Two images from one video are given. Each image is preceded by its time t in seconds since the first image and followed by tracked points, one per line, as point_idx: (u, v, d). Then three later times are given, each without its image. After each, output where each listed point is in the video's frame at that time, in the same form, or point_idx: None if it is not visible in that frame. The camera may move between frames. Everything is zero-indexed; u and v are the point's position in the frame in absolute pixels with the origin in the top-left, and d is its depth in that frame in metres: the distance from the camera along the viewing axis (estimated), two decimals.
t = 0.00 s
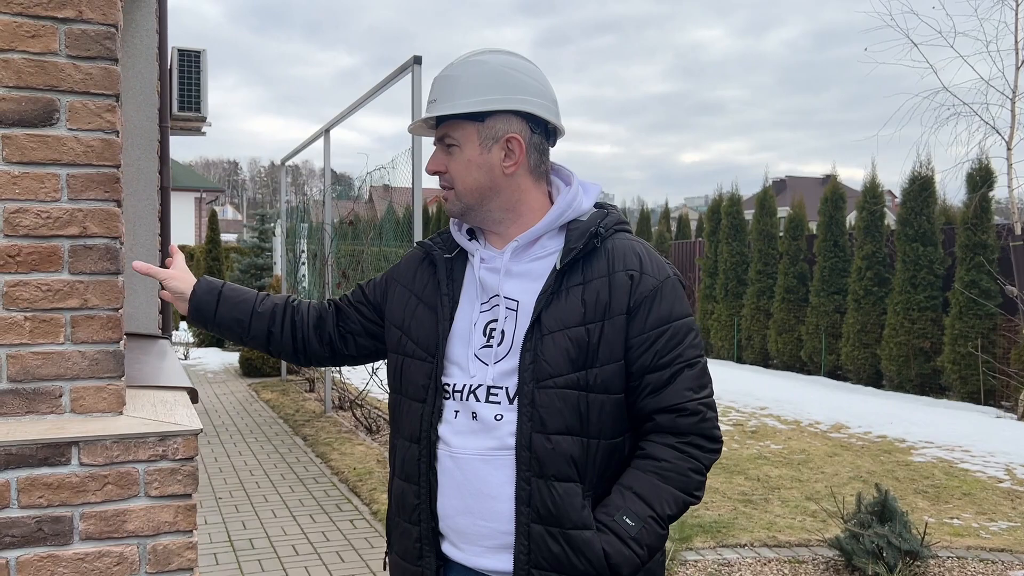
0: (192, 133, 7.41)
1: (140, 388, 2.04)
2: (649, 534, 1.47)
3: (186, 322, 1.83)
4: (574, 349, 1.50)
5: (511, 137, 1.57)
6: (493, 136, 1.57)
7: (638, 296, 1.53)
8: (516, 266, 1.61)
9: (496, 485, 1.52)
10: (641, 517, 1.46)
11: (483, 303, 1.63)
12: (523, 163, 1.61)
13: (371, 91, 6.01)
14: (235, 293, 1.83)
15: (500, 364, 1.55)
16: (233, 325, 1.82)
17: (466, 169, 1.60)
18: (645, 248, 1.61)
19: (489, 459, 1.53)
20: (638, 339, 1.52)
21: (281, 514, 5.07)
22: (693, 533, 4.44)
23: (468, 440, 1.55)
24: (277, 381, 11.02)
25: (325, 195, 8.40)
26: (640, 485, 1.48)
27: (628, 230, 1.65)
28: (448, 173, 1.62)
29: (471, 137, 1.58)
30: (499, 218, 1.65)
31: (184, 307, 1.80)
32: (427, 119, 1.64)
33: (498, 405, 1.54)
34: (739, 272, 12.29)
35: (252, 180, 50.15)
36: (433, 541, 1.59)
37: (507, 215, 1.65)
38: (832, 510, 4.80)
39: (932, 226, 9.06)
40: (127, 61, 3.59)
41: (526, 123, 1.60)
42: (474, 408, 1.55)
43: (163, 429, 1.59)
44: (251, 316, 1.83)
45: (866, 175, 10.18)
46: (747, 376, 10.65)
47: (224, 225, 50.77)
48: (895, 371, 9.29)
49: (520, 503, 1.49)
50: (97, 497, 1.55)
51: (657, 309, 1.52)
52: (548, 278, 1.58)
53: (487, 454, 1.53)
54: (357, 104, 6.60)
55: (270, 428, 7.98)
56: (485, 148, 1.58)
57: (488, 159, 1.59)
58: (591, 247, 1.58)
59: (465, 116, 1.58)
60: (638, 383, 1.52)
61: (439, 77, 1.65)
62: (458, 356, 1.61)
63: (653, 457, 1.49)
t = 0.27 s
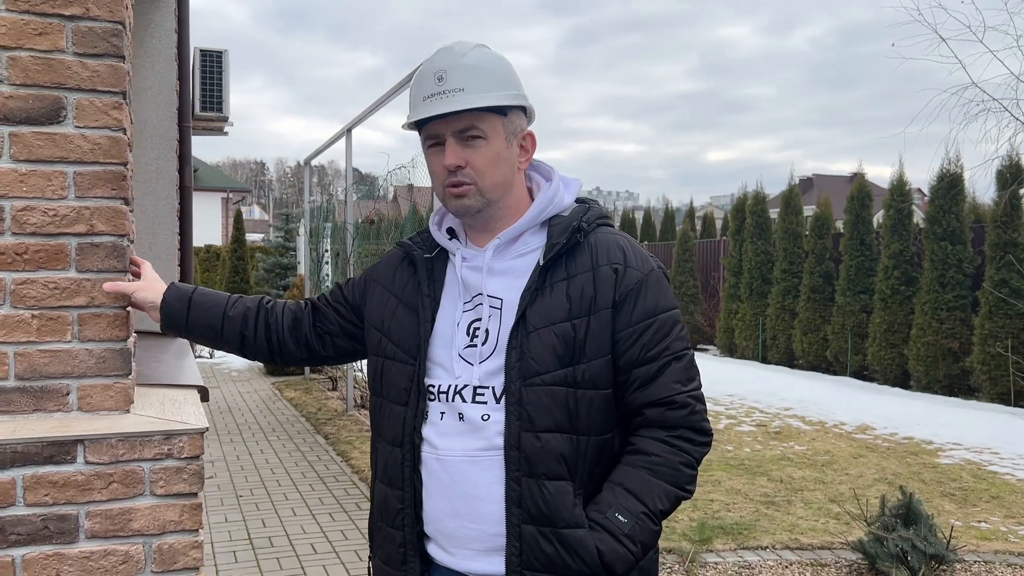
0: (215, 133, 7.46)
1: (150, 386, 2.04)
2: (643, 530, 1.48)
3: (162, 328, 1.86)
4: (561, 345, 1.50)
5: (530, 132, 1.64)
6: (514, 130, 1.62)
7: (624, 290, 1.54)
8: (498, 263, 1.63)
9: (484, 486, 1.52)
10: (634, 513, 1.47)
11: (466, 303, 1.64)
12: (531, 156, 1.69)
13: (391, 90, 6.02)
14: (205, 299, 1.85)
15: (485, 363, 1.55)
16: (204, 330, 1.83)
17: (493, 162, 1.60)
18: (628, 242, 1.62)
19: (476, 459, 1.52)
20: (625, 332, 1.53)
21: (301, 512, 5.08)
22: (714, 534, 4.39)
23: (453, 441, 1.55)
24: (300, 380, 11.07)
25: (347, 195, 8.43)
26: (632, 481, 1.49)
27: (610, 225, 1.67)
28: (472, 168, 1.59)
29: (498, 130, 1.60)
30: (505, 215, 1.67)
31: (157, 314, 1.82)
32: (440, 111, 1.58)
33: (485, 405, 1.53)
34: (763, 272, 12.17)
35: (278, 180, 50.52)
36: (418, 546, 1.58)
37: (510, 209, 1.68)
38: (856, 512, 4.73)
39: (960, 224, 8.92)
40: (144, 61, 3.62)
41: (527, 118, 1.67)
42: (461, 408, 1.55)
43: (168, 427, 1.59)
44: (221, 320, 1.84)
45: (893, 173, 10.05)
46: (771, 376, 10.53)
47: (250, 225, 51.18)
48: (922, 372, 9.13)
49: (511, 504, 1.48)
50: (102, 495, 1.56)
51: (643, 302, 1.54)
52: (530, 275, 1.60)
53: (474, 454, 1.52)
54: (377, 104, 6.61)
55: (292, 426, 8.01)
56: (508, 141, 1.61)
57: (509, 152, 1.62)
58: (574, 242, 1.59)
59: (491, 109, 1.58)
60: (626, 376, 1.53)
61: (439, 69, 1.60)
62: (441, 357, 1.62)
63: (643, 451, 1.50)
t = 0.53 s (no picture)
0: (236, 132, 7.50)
1: (161, 383, 2.05)
2: (637, 531, 1.47)
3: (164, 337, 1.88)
4: (552, 344, 1.50)
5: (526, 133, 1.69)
6: (513, 131, 1.66)
7: (615, 288, 1.53)
8: (488, 263, 1.62)
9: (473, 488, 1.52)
10: (627, 513, 1.46)
11: (456, 303, 1.63)
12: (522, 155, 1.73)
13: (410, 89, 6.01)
14: (204, 312, 1.87)
15: (475, 365, 1.55)
16: (204, 343, 1.86)
17: (499, 162, 1.62)
18: (619, 238, 1.61)
19: (466, 461, 1.52)
20: (616, 330, 1.52)
21: (320, 510, 5.10)
22: (733, 535, 4.35)
23: (445, 443, 1.55)
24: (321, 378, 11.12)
25: (367, 194, 8.45)
26: (624, 481, 1.47)
27: (602, 222, 1.65)
28: (481, 168, 1.60)
29: (503, 131, 1.62)
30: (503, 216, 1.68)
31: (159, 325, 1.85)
32: (449, 110, 1.57)
33: (476, 405, 1.53)
34: (787, 270, 12.06)
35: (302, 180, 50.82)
36: (412, 550, 1.60)
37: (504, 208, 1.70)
38: (879, 514, 4.66)
39: (988, 222, 8.78)
40: (160, 61, 3.63)
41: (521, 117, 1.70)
42: (452, 410, 1.55)
43: (177, 426, 1.64)
44: (221, 333, 1.86)
45: (919, 170, 9.91)
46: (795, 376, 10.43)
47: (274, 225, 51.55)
48: (948, 372, 8.99)
49: (502, 506, 1.48)
50: (110, 493, 1.60)
51: (634, 300, 1.53)
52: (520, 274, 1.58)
53: (465, 455, 1.53)
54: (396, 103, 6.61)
55: (312, 424, 8.05)
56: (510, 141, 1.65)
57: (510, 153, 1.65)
58: (565, 240, 1.58)
59: (498, 109, 1.60)
60: (618, 375, 1.52)
61: (446, 68, 1.58)
62: (432, 358, 1.62)
63: (636, 451, 1.49)
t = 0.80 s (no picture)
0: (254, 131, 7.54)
1: (171, 381, 2.07)
2: (629, 534, 1.45)
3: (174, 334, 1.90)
4: (548, 343, 1.49)
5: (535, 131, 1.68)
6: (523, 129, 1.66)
7: (615, 287, 1.52)
8: (491, 261, 1.62)
9: (465, 486, 1.53)
10: (620, 516, 1.45)
11: (458, 300, 1.64)
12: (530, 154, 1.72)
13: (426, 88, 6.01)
14: (212, 309, 1.88)
15: (473, 363, 1.55)
16: (215, 340, 1.88)
17: (506, 161, 1.62)
18: (623, 237, 1.59)
19: (461, 459, 1.53)
20: (616, 330, 1.50)
21: (335, 508, 5.11)
22: (750, 536, 4.31)
23: (442, 440, 1.56)
24: (339, 377, 11.15)
25: (384, 194, 8.47)
26: (618, 483, 1.46)
27: (607, 222, 1.64)
28: (490, 166, 1.60)
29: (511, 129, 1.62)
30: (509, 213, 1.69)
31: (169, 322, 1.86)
32: (455, 107, 1.56)
33: (473, 403, 1.54)
34: (806, 269, 11.96)
35: (321, 179, 51.03)
36: (409, 548, 1.61)
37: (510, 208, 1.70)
38: (898, 515, 4.61)
39: (1012, 221, 8.67)
40: (176, 61, 3.66)
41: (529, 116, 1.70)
42: (449, 407, 1.56)
43: (184, 424, 1.64)
44: (231, 330, 1.88)
45: (941, 167, 9.80)
46: (814, 375, 10.34)
47: (294, 224, 51.81)
48: (971, 372, 8.87)
49: (495, 505, 1.49)
50: (118, 491, 1.62)
51: (635, 299, 1.51)
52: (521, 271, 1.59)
53: (459, 452, 1.53)
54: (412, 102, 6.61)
55: (329, 423, 8.08)
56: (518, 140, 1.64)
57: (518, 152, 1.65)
58: (567, 238, 1.58)
59: (507, 107, 1.60)
60: (617, 376, 1.51)
61: (454, 63, 1.57)
62: (434, 355, 1.62)
63: (632, 454, 1.47)
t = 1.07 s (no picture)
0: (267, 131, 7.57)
1: (181, 378, 2.08)
2: (636, 542, 1.45)
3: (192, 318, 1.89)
4: (562, 344, 1.49)
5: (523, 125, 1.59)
6: (501, 123, 1.59)
7: (633, 292, 1.51)
8: (511, 258, 1.62)
9: (475, 482, 1.53)
10: (626, 523, 1.45)
11: (477, 296, 1.64)
12: (531, 151, 1.62)
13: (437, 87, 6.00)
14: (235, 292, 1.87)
15: (488, 360, 1.56)
16: (236, 324, 1.87)
17: (472, 153, 1.61)
18: (645, 242, 1.59)
19: (472, 455, 1.53)
20: (633, 335, 1.50)
21: (347, 506, 5.13)
22: (762, 535, 4.29)
23: (455, 435, 1.56)
24: (352, 375, 11.18)
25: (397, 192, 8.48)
26: (628, 490, 1.46)
27: (630, 225, 1.64)
28: (453, 157, 1.64)
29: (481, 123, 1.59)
30: (503, 206, 1.66)
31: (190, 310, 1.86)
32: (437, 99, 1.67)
33: (485, 400, 1.54)
34: (820, 267, 11.90)
35: (334, 178, 51.18)
36: (417, 541, 1.61)
37: (507, 204, 1.66)
38: (912, 516, 4.57)
39: None
40: (188, 61, 3.68)
41: (537, 113, 1.61)
42: (461, 402, 1.56)
43: (192, 421, 1.65)
44: (253, 313, 1.87)
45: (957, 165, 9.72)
46: (829, 374, 10.28)
47: (308, 223, 51.99)
48: (987, 371, 8.79)
49: (502, 504, 1.48)
50: (126, 488, 1.63)
51: (654, 305, 1.51)
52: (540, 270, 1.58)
53: (470, 449, 1.54)
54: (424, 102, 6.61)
55: (342, 421, 8.10)
56: (493, 134, 1.60)
57: (494, 146, 1.60)
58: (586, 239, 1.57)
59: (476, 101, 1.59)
60: (632, 381, 1.51)
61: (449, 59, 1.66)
62: (450, 349, 1.62)
63: (644, 460, 1.47)
